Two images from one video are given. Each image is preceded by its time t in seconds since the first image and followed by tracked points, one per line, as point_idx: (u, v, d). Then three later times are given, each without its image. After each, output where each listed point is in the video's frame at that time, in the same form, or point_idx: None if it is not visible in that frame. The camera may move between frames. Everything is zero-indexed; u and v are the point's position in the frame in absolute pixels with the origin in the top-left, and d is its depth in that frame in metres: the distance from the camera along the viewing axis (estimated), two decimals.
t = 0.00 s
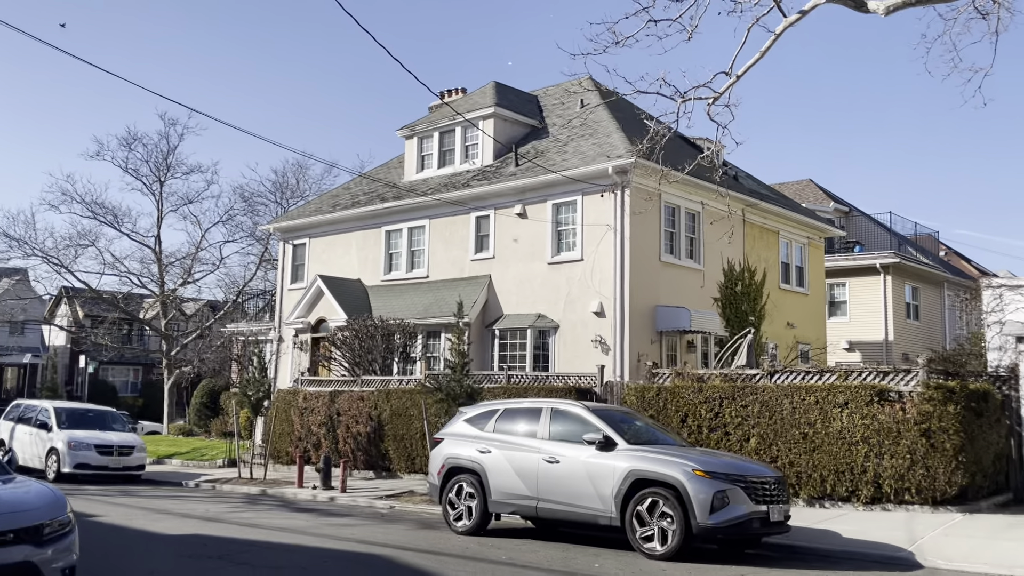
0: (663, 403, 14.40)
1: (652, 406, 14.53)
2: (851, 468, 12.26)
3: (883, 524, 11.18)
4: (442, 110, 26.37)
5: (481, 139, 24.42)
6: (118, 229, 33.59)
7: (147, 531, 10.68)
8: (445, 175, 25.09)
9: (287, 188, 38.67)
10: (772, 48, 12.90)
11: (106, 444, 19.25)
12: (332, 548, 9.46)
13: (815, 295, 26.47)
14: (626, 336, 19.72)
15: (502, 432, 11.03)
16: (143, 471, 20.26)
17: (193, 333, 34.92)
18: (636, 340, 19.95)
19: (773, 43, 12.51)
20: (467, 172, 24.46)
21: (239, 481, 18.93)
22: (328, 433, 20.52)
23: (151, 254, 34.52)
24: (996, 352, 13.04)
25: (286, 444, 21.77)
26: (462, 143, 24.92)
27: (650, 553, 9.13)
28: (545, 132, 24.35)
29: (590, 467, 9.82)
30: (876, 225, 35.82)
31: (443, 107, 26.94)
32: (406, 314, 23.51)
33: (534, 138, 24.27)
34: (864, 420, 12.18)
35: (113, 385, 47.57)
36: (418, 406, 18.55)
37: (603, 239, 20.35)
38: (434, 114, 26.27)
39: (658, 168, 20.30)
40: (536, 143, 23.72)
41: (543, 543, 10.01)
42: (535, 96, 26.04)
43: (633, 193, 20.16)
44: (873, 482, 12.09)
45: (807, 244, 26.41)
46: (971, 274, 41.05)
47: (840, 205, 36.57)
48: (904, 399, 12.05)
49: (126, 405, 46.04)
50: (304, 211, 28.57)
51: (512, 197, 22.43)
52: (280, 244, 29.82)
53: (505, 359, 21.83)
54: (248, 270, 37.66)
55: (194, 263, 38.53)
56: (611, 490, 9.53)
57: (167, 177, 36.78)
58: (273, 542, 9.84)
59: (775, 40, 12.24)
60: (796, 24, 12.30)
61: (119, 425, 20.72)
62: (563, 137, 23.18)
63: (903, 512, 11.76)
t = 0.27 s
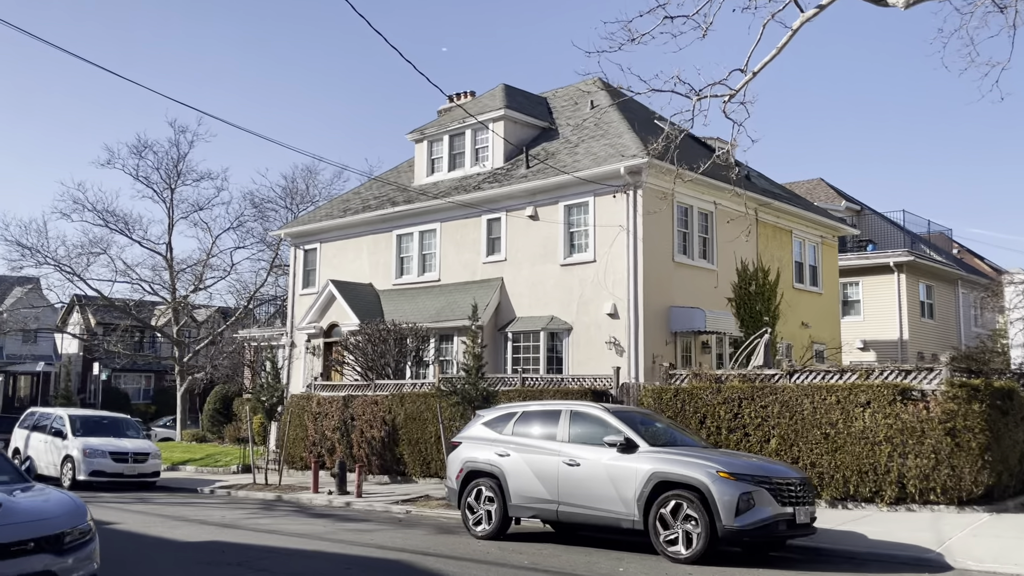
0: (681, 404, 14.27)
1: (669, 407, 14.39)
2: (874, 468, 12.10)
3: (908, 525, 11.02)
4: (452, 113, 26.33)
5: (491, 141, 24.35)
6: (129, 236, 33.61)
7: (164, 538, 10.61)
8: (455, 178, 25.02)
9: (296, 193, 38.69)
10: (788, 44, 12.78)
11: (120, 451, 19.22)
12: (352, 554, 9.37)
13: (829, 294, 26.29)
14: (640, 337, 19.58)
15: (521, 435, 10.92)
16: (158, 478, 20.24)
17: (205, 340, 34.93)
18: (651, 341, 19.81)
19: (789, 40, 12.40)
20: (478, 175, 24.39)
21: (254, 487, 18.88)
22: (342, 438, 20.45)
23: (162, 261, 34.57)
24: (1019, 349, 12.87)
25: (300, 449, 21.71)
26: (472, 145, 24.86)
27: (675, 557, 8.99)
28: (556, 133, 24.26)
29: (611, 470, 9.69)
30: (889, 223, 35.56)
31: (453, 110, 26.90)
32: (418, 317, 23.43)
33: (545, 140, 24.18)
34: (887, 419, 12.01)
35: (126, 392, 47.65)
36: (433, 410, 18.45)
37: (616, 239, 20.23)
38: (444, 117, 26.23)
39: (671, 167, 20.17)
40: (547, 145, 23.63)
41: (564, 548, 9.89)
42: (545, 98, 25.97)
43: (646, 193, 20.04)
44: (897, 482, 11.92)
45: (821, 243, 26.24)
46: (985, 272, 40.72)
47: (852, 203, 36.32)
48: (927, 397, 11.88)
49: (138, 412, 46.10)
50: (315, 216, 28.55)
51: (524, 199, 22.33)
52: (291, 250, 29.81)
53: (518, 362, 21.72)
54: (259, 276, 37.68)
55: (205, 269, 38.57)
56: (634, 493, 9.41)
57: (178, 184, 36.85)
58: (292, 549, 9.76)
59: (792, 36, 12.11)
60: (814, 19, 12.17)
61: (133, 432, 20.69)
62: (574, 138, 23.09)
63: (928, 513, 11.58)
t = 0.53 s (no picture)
0: (701, 401, 14.07)
1: (688, 404, 14.20)
2: (899, 464, 11.88)
3: (936, 521, 10.79)
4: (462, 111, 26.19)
5: (502, 138, 24.20)
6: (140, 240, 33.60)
7: (181, 542, 10.50)
8: (466, 176, 24.88)
9: (306, 194, 38.64)
10: (806, 33, 12.57)
11: (135, 454, 19.16)
12: (371, 556, 9.22)
13: (845, 289, 26.02)
14: (656, 334, 19.38)
15: (540, 433, 10.76)
16: (172, 480, 20.18)
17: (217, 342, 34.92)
18: (666, 337, 19.59)
19: (807, 29, 12.19)
20: (489, 173, 24.23)
21: (269, 489, 18.79)
22: (356, 439, 20.33)
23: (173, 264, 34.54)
24: None
25: (314, 451, 21.61)
26: (483, 143, 24.72)
27: (700, 556, 8.80)
28: (567, 130, 24.08)
29: (633, 468, 9.52)
30: (904, 217, 35.19)
31: (463, 108, 26.76)
32: (431, 317, 23.29)
33: (556, 136, 24.01)
34: (912, 414, 11.78)
35: (139, 396, 47.72)
36: (448, 409, 18.32)
37: (630, 235, 20.02)
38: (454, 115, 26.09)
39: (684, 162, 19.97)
40: (558, 141, 23.46)
41: (586, 548, 9.71)
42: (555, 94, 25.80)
43: (660, 189, 19.83)
44: (924, 478, 11.69)
45: (836, 237, 25.97)
46: (1001, 265, 40.26)
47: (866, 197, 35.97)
48: (953, 391, 11.66)
49: (152, 415, 46.15)
50: (326, 217, 28.47)
51: (536, 196, 22.16)
52: (302, 250, 29.74)
53: (533, 360, 21.55)
54: (270, 278, 37.63)
55: (216, 271, 38.55)
56: (657, 491, 9.23)
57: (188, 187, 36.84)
58: (310, 551, 9.62)
59: (811, 25, 11.89)
60: (833, 7, 11.95)
61: (147, 435, 20.64)
62: (586, 135, 22.91)
63: (956, 509, 11.35)
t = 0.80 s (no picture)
0: (717, 394, 13.90)
1: (704, 398, 14.03)
2: (922, 457, 11.69)
3: (961, 514, 10.60)
4: (469, 107, 26.03)
5: (510, 133, 24.06)
6: (148, 240, 33.57)
7: (195, 543, 10.38)
8: (474, 172, 24.72)
9: (313, 193, 38.53)
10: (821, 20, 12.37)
11: (146, 455, 19.08)
12: (388, 555, 9.08)
13: (857, 280, 25.80)
14: (668, 328, 19.20)
15: (557, 430, 10.60)
16: (184, 481, 20.11)
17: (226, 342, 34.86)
18: (679, 331, 19.41)
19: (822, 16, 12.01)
20: (497, 168, 24.07)
21: (281, 489, 18.69)
22: (368, 437, 20.22)
23: (181, 264, 34.48)
24: None
25: (326, 450, 21.51)
26: (490, 139, 24.56)
27: (725, 553, 8.63)
28: (576, 123, 23.91)
29: (654, 464, 9.35)
30: (915, 207, 34.87)
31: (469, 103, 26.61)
32: (440, 314, 23.15)
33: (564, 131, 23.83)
34: (934, 405, 11.59)
35: (148, 396, 47.72)
36: (460, 407, 18.22)
37: (642, 229, 19.84)
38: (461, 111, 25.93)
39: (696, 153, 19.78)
40: (567, 135, 23.28)
41: (606, 545, 9.55)
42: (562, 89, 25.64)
43: (671, 181, 19.65)
44: (947, 470, 11.49)
45: (848, 228, 25.74)
46: (1014, 255, 39.90)
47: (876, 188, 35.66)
48: (976, 382, 11.46)
49: (161, 415, 46.15)
50: (334, 215, 28.36)
51: (545, 190, 22.00)
52: (310, 249, 29.64)
53: (544, 356, 21.39)
54: (278, 277, 37.55)
55: (224, 271, 38.49)
56: (679, 487, 9.06)
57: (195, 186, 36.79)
58: (326, 551, 9.49)
59: (827, 11, 11.72)
60: None
61: (158, 436, 20.56)
62: (594, 128, 22.73)
63: (981, 501, 11.15)
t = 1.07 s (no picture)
0: (733, 383, 13.81)
1: (721, 387, 13.95)
2: (942, 443, 11.59)
3: (984, 500, 10.50)
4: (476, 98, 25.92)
5: (518, 124, 23.96)
6: (157, 238, 33.58)
7: (215, 538, 10.39)
8: (483, 164, 24.63)
9: (321, 188, 38.50)
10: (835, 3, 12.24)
11: (161, 451, 19.12)
12: (408, 549, 9.05)
13: (870, 267, 25.63)
14: (682, 317, 19.11)
15: (574, 420, 10.53)
16: (199, 477, 20.15)
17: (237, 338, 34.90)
18: (692, 321, 19.31)
19: None
20: (506, 159, 23.98)
21: (297, 483, 18.71)
22: (381, 431, 20.21)
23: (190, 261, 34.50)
24: None
25: (340, 444, 21.51)
26: (499, 130, 24.45)
27: (748, 542, 8.55)
28: (584, 113, 23.79)
29: (674, 454, 9.27)
30: (926, 192, 34.61)
31: (477, 95, 26.51)
32: (451, 306, 23.10)
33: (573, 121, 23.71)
34: (955, 391, 11.47)
35: (160, 394, 47.87)
36: (475, 400, 18.21)
37: (653, 218, 19.72)
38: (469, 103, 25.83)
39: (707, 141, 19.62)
40: (576, 125, 23.16)
41: (627, 536, 9.50)
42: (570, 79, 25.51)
43: (682, 169, 19.51)
44: (968, 456, 11.40)
45: (860, 214, 25.55)
46: None
47: (887, 174, 35.39)
48: (997, 366, 11.33)
49: (173, 412, 46.29)
50: (343, 209, 28.32)
51: (555, 181, 21.89)
52: (319, 244, 29.61)
53: (556, 348, 21.31)
54: (288, 273, 37.56)
55: (234, 267, 38.52)
56: (700, 477, 8.97)
57: (203, 183, 36.80)
58: (345, 545, 9.46)
59: None
60: None
61: (172, 433, 20.59)
62: (604, 118, 22.60)
63: (1004, 487, 11.05)
